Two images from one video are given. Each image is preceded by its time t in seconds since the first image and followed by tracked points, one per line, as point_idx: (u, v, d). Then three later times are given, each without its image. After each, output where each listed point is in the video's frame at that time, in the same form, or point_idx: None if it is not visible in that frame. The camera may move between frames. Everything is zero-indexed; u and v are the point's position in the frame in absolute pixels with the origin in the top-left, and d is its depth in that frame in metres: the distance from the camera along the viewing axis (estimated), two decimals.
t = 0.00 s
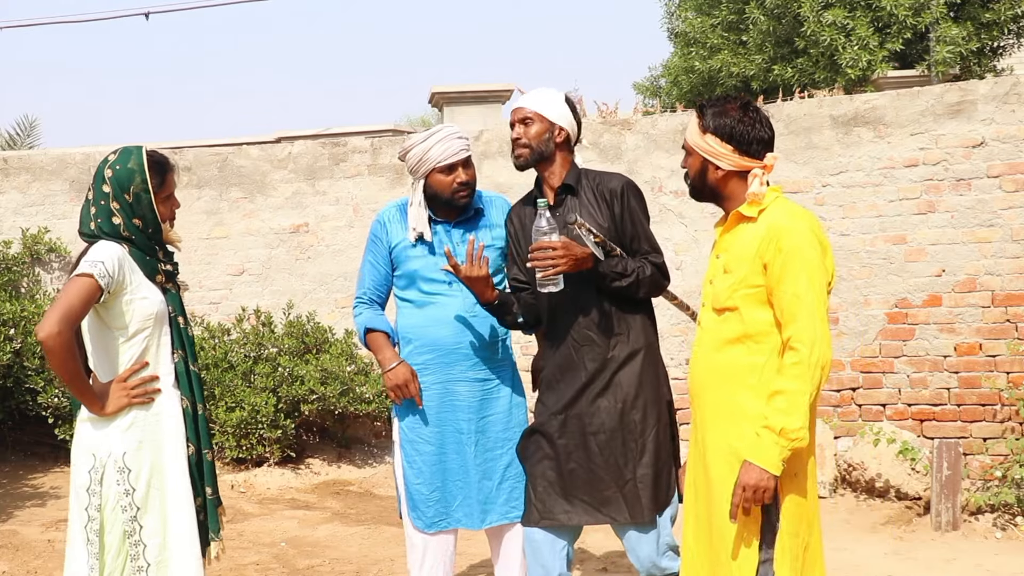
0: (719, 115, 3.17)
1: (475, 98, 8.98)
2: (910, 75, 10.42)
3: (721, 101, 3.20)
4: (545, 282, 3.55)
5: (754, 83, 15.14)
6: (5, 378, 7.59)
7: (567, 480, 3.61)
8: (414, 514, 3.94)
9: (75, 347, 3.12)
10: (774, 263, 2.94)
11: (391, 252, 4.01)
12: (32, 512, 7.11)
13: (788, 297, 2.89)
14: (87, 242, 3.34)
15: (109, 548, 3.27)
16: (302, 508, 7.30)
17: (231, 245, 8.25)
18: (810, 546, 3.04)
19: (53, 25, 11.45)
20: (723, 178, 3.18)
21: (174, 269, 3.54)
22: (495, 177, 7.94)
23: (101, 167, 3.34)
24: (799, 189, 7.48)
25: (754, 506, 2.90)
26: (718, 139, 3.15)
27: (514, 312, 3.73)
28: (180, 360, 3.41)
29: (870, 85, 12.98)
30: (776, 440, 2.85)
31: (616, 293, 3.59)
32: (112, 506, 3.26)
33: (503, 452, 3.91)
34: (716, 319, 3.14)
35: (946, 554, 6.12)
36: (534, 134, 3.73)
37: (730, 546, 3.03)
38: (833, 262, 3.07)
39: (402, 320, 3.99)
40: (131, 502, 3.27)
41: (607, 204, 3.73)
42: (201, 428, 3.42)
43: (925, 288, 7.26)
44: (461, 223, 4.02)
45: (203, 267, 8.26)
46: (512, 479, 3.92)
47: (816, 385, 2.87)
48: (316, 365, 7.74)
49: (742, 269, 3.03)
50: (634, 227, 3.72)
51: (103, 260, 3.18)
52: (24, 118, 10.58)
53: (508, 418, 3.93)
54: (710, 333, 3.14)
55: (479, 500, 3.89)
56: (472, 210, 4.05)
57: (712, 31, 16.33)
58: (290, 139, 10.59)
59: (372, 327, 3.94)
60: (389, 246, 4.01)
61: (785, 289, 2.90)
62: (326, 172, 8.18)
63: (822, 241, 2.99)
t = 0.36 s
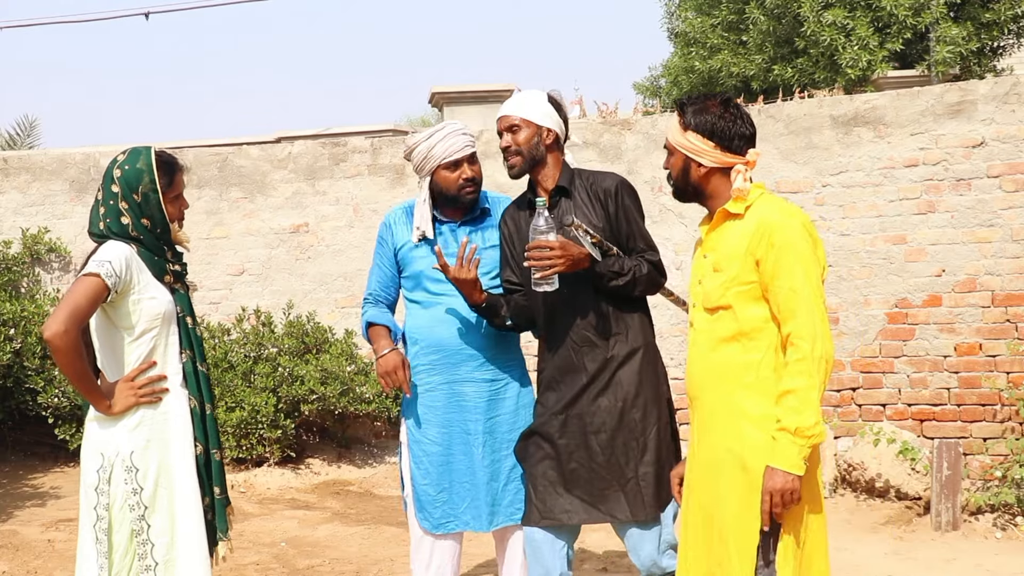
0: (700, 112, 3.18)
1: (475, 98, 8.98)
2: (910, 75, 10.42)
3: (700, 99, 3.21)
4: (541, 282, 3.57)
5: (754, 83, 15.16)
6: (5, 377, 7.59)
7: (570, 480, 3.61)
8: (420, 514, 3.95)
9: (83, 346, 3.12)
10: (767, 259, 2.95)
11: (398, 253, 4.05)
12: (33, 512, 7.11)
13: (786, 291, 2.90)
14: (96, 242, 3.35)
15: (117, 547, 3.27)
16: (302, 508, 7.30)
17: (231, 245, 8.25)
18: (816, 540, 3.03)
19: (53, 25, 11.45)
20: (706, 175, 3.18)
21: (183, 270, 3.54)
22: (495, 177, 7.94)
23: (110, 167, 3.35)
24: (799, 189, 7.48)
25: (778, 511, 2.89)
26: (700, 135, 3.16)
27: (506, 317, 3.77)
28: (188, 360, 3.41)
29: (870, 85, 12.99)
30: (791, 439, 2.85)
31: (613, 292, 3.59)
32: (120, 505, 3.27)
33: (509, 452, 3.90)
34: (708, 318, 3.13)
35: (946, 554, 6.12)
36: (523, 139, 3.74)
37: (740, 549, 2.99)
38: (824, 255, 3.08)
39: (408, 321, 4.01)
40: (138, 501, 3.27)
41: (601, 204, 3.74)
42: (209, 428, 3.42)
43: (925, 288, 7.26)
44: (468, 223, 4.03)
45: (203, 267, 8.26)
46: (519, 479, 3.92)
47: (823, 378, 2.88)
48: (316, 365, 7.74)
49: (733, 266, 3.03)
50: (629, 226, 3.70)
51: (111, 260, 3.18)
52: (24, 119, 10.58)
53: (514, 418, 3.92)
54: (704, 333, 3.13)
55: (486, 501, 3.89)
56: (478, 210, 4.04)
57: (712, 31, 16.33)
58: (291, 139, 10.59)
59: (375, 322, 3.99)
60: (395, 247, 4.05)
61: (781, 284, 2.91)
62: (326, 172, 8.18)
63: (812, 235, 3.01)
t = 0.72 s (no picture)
0: (652, 127, 3.18)
1: (475, 98, 8.98)
2: (910, 75, 10.42)
3: (649, 114, 3.22)
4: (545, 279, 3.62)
5: (754, 83, 15.16)
6: (5, 377, 7.59)
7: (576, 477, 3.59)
8: (415, 511, 3.97)
9: (85, 345, 3.13)
10: (751, 250, 2.98)
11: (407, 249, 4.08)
12: (32, 512, 7.11)
13: (775, 279, 2.92)
14: (100, 241, 3.35)
15: (118, 546, 3.27)
16: (302, 508, 7.30)
17: (231, 245, 8.25)
18: (842, 522, 3.03)
19: (54, 25, 11.45)
20: (673, 185, 3.19)
21: (186, 270, 3.54)
22: (495, 177, 7.94)
23: (115, 167, 3.34)
24: (799, 189, 7.49)
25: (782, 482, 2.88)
26: (660, 147, 3.16)
27: (495, 322, 3.76)
28: (190, 360, 3.41)
29: (870, 85, 12.98)
30: (792, 414, 2.85)
31: (617, 288, 3.61)
32: (120, 504, 3.27)
33: (507, 456, 3.89)
34: (703, 319, 3.11)
35: (946, 554, 6.12)
36: (519, 141, 3.72)
37: (770, 542, 2.97)
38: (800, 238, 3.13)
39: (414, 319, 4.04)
40: (138, 500, 3.27)
41: (600, 201, 3.74)
42: (212, 429, 3.42)
43: (925, 288, 7.26)
44: (474, 225, 4.01)
45: (203, 267, 8.26)
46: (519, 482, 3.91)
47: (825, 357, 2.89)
48: (316, 365, 7.74)
49: (718, 264, 3.05)
50: (629, 222, 3.71)
51: (114, 260, 3.18)
52: (24, 118, 10.59)
53: (514, 422, 3.90)
54: (701, 335, 3.11)
55: (484, 502, 3.89)
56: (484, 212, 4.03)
57: (712, 31, 16.33)
58: (291, 139, 10.59)
59: (381, 306, 4.07)
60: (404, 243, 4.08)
61: (769, 272, 2.93)
62: (326, 172, 8.17)
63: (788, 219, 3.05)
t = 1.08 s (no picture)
0: (661, 126, 3.19)
1: (475, 98, 8.98)
2: (910, 75, 10.42)
3: (649, 119, 3.23)
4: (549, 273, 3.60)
5: (754, 83, 15.16)
6: (5, 378, 7.59)
7: (570, 475, 3.59)
8: (400, 503, 4.00)
9: (77, 344, 3.14)
10: (769, 244, 3.03)
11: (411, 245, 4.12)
12: (33, 512, 7.11)
13: (797, 270, 2.98)
14: (96, 241, 3.34)
15: (110, 546, 3.28)
16: (302, 508, 7.30)
17: (231, 245, 8.25)
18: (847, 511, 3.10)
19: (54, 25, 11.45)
20: (690, 180, 3.20)
21: (182, 271, 3.53)
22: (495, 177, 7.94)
23: (112, 167, 3.35)
24: (799, 189, 7.49)
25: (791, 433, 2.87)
26: (680, 142, 3.17)
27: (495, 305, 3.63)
28: (184, 360, 3.40)
29: (870, 85, 12.98)
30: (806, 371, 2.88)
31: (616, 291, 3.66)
32: (113, 504, 3.27)
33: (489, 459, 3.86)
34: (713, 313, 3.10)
35: (946, 554, 6.12)
36: (534, 130, 3.74)
37: (787, 532, 3.01)
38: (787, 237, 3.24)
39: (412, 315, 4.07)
40: (131, 500, 3.27)
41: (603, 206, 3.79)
42: (206, 430, 3.42)
43: (925, 288, 7.26)
44: (473, 226, 4.00)
45: (203, 267, 8.26)
46: (500, 487, 3.85)
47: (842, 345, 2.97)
48: (316, 365, 7.74)
49: (733, 258, 3.08)
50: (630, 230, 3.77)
51: (108, 259, 3.19)
52: (24, 118, 10.59)
53: (497, 426, 3.86)
54: (710, 329, 3.09)
55: (464, 502, 3.88)
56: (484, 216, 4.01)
57: (712, 31, 16.33)
58: (291, 139, 10.59)
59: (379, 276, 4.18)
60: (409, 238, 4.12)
61: (789, 264, 2.99)
62: (326, 172, 8.18)
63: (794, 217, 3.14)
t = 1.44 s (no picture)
0: (679, 125, 3.24)
1: (475, 98, 8.99)
2: (910, 75, 10.42)
3: (664, 120, 3.27)
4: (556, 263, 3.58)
5: (754, 83, 15.17)
6: (5, 377, 7.60)
7: (566, 474, 3.58)
8: (387, 501, 3.99)
9: (64, 343, 3.15)
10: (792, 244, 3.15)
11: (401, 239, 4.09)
12: (32, 512, 7.11)
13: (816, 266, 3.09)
14: (84, 240, 3.35)
15: (100, 547, 3.28)
16: (302, 508, 7.30)
17: (231, 245, 8.25)
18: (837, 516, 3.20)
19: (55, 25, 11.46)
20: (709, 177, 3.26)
21: (169, 272, 3.53)
22: (494, 177, 7.94)
23: (101, 166, 3.35)
24: (799, 189, 7.49)
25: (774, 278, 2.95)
26: (702, 140, 3.23)
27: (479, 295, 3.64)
28: (171, 361, 3.40)
29: (870, 85, 12.98)
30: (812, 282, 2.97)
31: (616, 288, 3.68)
32: (101, 504, 3.27)
33: (477, 459, 3.86)
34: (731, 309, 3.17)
35: (946, 554, 6.12)
36: (540, 141, 3.71)
37: (798, 526, 3.06)
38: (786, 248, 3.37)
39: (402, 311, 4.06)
40: (119, 501, 3.27)
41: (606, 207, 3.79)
42: (193, 430, 3.43)
43: (925, 288, 7.26)
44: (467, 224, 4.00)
45: (203, 267, 8.26)
46: (488, 486, 3.87)
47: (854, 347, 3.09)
48: (316, 365, 7.74)
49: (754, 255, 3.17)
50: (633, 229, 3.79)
51: (96, 259, 3.20)
52: (24, 118, 10.59)
53: (487, 426, 3.86)
54: (727, 322, 3.16)
55: (451, 501, 3.88)
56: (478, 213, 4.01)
57: (712, 31, 16.33)
58: (291, 139, 10.59)
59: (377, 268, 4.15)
60: (399, 233, 4.10)
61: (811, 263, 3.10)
62: (326, 172, 8.18)
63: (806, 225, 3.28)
